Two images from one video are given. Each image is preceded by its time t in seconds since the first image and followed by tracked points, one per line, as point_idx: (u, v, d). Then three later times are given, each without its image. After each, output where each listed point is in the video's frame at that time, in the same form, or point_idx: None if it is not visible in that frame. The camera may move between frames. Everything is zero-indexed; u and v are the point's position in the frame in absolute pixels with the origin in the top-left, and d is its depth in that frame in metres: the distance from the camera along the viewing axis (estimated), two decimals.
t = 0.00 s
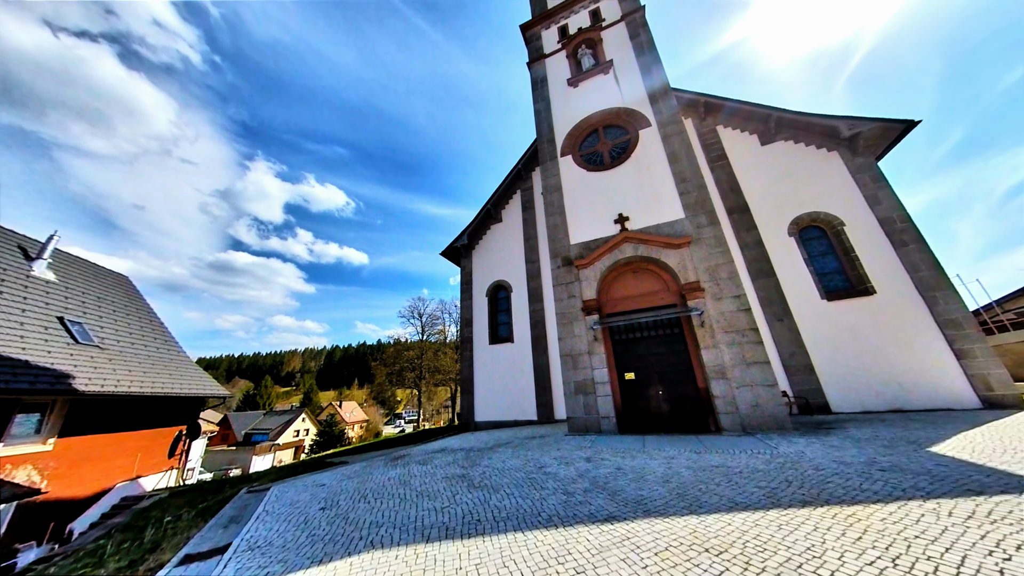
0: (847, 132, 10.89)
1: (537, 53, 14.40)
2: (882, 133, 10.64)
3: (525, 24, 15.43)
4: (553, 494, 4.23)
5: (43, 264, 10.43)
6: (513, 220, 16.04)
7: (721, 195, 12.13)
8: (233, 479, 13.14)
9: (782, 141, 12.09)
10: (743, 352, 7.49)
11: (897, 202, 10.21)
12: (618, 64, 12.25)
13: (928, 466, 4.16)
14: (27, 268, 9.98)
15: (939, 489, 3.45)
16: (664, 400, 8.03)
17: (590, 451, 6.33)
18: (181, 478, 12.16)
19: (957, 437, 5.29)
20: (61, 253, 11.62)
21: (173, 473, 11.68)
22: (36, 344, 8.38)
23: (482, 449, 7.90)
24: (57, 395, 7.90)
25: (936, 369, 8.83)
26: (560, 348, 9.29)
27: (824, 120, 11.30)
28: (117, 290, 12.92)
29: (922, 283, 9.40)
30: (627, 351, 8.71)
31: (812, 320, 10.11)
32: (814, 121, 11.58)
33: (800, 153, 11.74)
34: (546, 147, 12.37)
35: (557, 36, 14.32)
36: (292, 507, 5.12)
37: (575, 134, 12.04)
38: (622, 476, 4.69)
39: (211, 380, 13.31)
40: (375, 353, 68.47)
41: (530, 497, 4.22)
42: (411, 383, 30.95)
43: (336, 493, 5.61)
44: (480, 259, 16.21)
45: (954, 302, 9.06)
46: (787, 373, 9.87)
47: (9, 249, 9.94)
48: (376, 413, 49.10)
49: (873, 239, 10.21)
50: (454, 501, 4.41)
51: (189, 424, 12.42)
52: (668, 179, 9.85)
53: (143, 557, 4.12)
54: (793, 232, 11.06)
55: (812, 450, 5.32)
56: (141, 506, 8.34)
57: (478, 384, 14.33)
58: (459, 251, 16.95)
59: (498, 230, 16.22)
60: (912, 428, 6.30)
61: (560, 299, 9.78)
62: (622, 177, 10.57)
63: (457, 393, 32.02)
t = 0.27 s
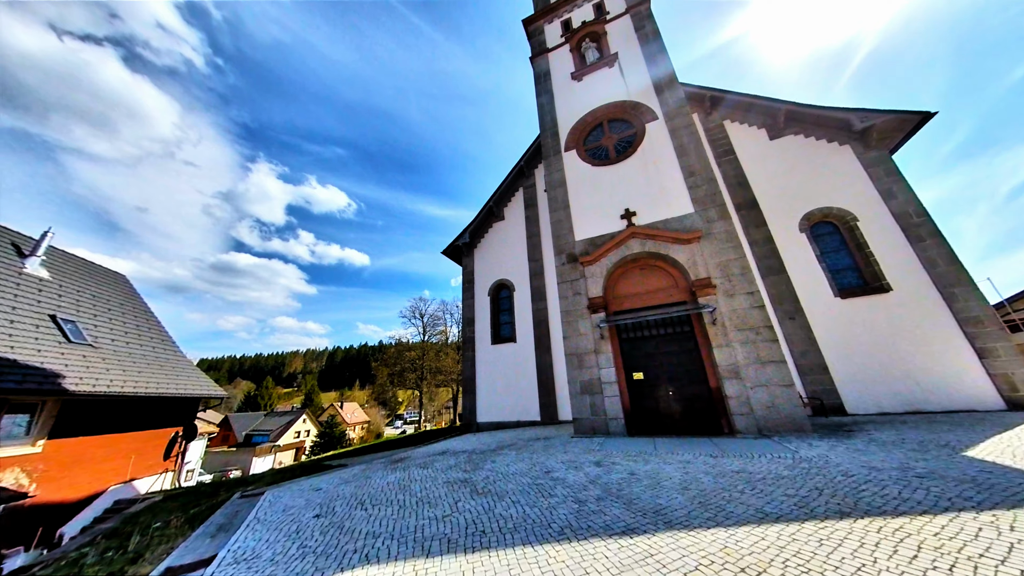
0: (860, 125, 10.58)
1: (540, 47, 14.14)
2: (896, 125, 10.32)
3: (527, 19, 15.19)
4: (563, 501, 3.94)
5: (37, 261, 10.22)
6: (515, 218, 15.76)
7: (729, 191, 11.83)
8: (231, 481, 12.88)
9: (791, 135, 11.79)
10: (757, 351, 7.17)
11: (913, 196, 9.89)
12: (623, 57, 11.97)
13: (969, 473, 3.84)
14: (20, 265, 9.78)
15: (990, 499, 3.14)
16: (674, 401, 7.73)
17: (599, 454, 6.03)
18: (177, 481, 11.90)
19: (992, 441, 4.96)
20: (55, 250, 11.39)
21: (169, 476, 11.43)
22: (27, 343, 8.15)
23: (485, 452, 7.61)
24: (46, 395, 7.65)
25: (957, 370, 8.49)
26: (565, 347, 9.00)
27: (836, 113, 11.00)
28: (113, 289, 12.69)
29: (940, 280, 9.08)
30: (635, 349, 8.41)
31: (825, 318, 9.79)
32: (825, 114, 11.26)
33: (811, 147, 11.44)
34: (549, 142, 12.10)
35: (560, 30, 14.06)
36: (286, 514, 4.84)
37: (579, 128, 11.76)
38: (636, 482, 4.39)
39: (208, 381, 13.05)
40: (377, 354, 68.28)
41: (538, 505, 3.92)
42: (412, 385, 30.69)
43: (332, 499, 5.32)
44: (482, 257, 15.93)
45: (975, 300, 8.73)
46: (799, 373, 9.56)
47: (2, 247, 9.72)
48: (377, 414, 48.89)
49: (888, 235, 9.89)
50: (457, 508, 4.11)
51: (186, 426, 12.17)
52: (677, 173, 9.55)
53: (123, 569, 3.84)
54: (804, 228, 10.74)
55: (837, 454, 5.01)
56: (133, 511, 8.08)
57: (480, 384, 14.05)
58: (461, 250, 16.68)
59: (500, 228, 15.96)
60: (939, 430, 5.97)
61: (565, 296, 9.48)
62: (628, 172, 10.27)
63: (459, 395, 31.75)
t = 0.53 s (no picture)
0: (877, 112, 10.15)
1: (542, 36, 13.70)
2: (915, 113, 9.89)
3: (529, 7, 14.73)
4: (576, 513, 3.55)
5: (20, 257, 9.82)
6: (517, 212, 15.34)
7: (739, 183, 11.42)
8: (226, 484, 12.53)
9: (804, 124, 11.37)
10: (776, 348, 6.77)
11: (934, 186, 9.47)
12: (628, 44, 11.55)
13: None
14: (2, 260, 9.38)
15: None
16: (686, 400, 7.35)
17: (610, 458, 5.64)
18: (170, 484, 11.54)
19: None
20: (40, 246, 10.99)
21: (161, 479, 11.07)
22: (5, 342, 7.76)
23: (487, 455, 7.24)
24: (26, 395, 7.27)
25: (982, 367, 8.10)
26: (571, 344, 8.61)
27: (851, 100, 10.57)
28: (102, 285, 12.30)
29: (963, 273, 8.67)
30: (645, 347, 8.02)
31: (841, 314, 9.39)
32: (839, 102, 10.83)
33: (824, 137, 11.02)
34: (553, 132, 11.67)
35: (562, 17, 13.61)
36: (272, 526, 4.46)
37: (583, 118, 11.33)
38: (655, 491, 3.99)
39: (202, 381, 12.68)
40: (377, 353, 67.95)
41: (548, 518, 3.52)
42: (412, 384, 30.35)
43: (324, 508, 4.94)
44: (483, 253, 15.52)
45: (1001, 293, 8.32)
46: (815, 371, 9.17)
47: None
48: (378, 413, 48.57)
49: (908, 227, 9.47)
50: (457, 521, 3.71)
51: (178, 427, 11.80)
52: (687, 162, 9.14)
53: None
54: (818, 220, 10.34)
55: (870, 458, 4.62)
56: (119, 516, 7.71)
57: (482, 383, 13.66)
58: (461, 246, 16.27)
59: (501, 223, 15.55)
60: (975, 432, 5.58)
61: (570, 291, 9.08)
62: (636, 162, 9.85)
63: (460, 393, 31.40)
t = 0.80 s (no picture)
0: (890, 101, 9.82)
1: (543, 27, 13.39)
2: (930, 101, 9.57)
3: None
4: (589, 523, 3.23)
5: (7, 255, 9.52)
6: (518, 209, 15.03)
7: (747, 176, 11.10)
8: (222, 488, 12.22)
9: (813, 115, 11.06)
10: (792, 344, 6.45)
11: (950, 177, 9.15)
12: (632, 34, 11.24)
13: None
14: None
15: None
16: (698, 400, 7.03)
17: (621, 462, 5.32)
18: (164, 489, 11.23)
19: None
20: (28, 244, 10.68)
21: (154, 483, 10.76)
22: None
23: (490, 458, 6.92)
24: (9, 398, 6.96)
25: (1005, 363, 7.78)
26: (576, 342, 8.28)
27: (863, 89, 10.24)
28: (94, 285, 12.00)
29: (983, 266, 8.35)
30: (654, 344, 7.70)
31: (856, 310, 9.07)
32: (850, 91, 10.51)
33: (834, 128, 10.70)
34: (555, 125, 11.37)
35: (564, 8, 13.30)
36: (260, 537, 4.14)
37: (586, 110, 11.03)
38: (673, 498, 3.67)
39: (196, 382, 12.37)
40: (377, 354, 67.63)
41: (558, 530, 3.18)
42: (413, 384, 30.03)
43: (316, 516, 4.62)
44: (484, 251, 15.21)
45: None
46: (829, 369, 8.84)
47: None
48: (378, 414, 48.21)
49: (924, 219, 9.15)
50: (459, 533, 3.38)
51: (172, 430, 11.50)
52: (695, 153, 8.82)
53: None
54: (830, 213, 10.01)
55: (903, 460, 4.30)
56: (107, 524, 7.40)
57: (483, 383, 13.34)
58: (461, 243, 15.95)
59: (502, 220, 15.24)
60: (1008, 431, 5.26)
61: (575, 287, 8.76)
62: (641, 153, 9.54)
63: (461, 394, 31.07)
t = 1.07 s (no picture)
0: (906, 90, 9.48)
1: (545, 19, 13.05)
2: (947, 90, 9.23)
3: None
4: (605, 541, 2.91)
5: None
6: (520, 205, 14.70)
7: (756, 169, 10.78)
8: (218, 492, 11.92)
9: (823, 106, 10.72)
10: (811, 342, 6.12)
11: (969, 168, 8.81)
12: (637, 24, 10.92)
13: None
14: None
15: None
16: (711, 401, 6.71)
17: (633, 467, 5.00)
18: (156, 493, 10.91)
19: None
20: (15, 241, 10.35)
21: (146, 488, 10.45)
22: None
23: (493, 462, 6.60)
24: None
25: None
26: (582, 341, 7.95)
27: (876, 79, 9.90)
28: (85, 283, 11.67)
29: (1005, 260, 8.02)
30: (663, 343, 7.37)
31: (871, 307, 8.76)
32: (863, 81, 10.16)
33: (846, 119, 10.36)
34: (557, 118, 11.05)
35: None
36: (245, 552, 3.81)
37: (590, 102, 10.70)
38: (696, 511, 3.34)
39: (190, 383, 12.05)
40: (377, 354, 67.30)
41: (571, 549, 2.86)
42: (413, 385, 29.70)
43: (307, 528, 4.30)
44: (485, 248, 14.89)
45: None
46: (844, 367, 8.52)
47: None
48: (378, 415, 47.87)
49: (942, 212, 8.81)
50: (461, 550, 3.05)
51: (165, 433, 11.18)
52: (704, 144, 8.50)
53: None
54: (843, 207, 9.69)
55: (941, 466, 3.98)
56: (92, 533, 7.07)
57: (485, 383, 13.02)
58: (462, 241, 15.62)
59: (503, 216, 14.91)
60: None
61: (580, 284, 8.43)
62: (648, 145, 9.21)
63: (462, 394, 30.74)
